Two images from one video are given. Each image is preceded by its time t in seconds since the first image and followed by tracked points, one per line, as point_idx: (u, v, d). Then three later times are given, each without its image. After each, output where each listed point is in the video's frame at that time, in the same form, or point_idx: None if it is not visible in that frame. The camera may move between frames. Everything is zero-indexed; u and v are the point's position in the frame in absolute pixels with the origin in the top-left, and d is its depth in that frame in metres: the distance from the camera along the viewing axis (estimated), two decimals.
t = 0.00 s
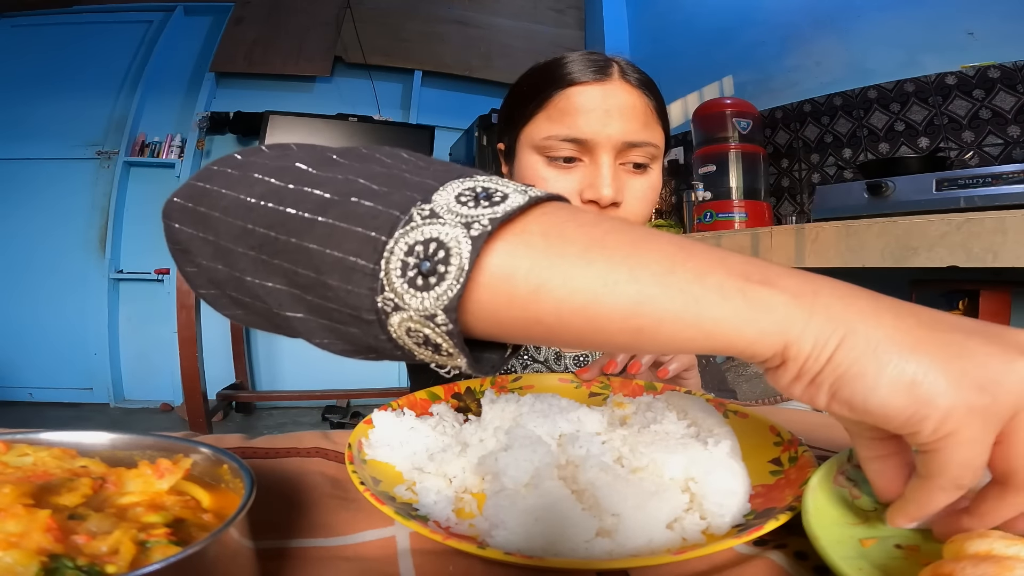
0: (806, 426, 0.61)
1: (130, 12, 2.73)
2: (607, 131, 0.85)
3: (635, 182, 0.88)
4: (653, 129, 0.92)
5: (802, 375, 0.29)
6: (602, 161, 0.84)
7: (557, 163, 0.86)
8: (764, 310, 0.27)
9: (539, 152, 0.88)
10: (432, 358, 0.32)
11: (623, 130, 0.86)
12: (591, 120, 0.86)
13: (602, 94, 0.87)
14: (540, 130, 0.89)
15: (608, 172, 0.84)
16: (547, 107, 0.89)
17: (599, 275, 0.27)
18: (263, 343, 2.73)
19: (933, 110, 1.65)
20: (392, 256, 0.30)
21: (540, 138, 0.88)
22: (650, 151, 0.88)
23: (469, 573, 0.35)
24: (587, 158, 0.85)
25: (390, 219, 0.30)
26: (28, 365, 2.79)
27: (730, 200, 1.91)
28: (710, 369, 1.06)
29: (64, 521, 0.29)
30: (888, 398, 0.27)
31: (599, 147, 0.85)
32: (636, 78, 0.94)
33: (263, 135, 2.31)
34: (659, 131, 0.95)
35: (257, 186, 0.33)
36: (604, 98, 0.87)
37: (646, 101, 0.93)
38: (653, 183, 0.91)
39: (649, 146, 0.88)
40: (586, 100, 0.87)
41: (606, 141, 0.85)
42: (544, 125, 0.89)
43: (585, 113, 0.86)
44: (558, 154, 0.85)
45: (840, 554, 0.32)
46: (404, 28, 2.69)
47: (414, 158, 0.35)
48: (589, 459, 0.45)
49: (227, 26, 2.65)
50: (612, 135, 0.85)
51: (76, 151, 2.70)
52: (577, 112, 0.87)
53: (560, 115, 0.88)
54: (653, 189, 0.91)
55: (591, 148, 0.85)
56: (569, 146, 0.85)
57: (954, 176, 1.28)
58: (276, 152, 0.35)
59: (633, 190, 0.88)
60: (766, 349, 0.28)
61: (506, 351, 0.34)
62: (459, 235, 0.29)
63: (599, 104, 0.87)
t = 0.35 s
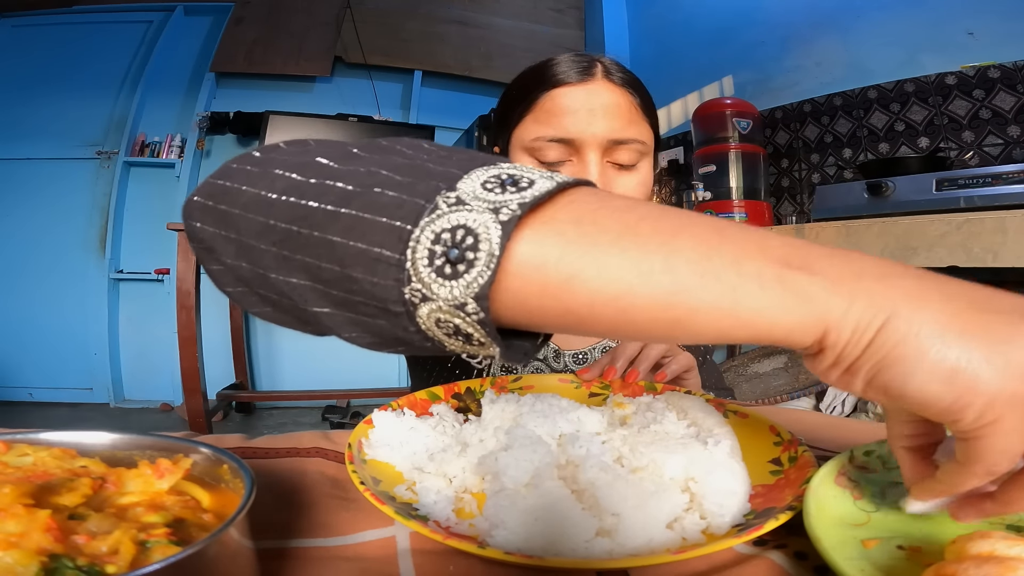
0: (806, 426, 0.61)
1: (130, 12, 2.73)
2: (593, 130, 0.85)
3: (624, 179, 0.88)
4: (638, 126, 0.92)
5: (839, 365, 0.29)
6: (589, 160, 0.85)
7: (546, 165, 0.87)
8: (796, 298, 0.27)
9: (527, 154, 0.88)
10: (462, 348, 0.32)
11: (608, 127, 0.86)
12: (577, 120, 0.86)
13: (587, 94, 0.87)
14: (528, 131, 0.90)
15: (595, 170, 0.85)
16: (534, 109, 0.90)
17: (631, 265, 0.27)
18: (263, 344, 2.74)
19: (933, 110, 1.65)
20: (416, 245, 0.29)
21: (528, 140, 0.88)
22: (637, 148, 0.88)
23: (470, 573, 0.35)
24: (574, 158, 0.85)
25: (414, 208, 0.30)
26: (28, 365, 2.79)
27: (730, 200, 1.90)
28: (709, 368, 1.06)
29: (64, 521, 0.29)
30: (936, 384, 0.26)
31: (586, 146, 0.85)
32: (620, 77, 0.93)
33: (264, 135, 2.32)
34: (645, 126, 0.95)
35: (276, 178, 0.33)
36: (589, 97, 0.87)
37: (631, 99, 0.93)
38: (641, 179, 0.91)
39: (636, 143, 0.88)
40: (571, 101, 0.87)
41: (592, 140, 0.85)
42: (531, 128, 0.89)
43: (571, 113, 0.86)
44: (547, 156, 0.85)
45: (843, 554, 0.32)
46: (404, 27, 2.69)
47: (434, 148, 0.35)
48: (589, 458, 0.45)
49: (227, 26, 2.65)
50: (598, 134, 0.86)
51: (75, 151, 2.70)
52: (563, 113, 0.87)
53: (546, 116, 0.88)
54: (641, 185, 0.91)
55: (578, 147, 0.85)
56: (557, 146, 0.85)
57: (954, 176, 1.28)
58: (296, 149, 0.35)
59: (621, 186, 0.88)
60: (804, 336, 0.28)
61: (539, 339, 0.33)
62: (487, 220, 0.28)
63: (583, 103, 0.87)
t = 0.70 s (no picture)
0: (805, 427, 0.61)
1: (130, 12, 2.73)
2: (606, 128, 0.82)
3: (636, 182, 0.85)
4: (653, 132, 0.91)
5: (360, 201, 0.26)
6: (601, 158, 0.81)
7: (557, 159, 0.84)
8: (368, 150, 0.29)
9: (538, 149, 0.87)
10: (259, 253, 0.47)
11: (623, 128, 0.84)
12: (591, 117, 0.84)
13: (601, 95, 0.87)
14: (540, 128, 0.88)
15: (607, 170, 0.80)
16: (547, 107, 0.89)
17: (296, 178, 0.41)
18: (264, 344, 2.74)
19: (934, 110, 1.65)
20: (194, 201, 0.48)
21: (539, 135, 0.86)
22: (652, 151, 0.85)
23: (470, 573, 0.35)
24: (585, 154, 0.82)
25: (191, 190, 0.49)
26: (28, 365, 2.79)
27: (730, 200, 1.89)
28: (717, 369, 1.05)
29: (64, 521, 0.29)
30: (400, 186, 0.23)
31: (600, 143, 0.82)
32: (638, 82, 0.93)
33: (265, 135, 2.32)
34: (660, 134, 0.93)
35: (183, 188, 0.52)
36: (603, 98, 0.87)
37: (646, 105, 0.92)
38: (654, 185, 0.88)
39: (651, 145, 0.84)
40: (586, 100, 0.86)
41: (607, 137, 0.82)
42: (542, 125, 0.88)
43: (585, 111, 0.85)
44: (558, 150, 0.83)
45: (844, 552, 0.32)
46: (403, 28, 2.69)
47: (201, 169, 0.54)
48: (589, 458, 0.45)
49: (227, 26, 2.65)
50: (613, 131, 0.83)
51: (75, 151, 2.70)
52: (576, 110, 0.86)
53: (558, 113, 0.87)
54: (653, 191, 0.88)
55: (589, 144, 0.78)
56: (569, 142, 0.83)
57: (954, 176, 1.29)
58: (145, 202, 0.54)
59: (632, 190, 0.85)
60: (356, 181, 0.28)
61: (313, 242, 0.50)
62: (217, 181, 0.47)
63: (598, 103, 0.86)
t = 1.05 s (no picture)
0: (805, 428, 0.61)
1: (130, 12, 2.73)
2: (578, 128, 0.80)
3: (612, 184, 0.83)
4: (635, 127, 0.86)
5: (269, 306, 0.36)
6: (572, 161, 0.80)
7: (532, 164, 0.84)
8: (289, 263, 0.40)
9: (516, 153, 0.86)
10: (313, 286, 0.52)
11: (597, 129, 0.81)
12: (564, 119, 0.82)
13: (575, 94, 0.84)
14: (517, 131, 0.88)
15: (577, 173, 0.80)
16: (525, 109, 0.88)
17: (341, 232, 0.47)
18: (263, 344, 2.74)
19: (933, 110, 1.64)
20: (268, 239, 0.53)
21: (516, 138, 0.86)
22: (629, 151, 0.81)
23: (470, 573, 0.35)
24: (557, 159, 0.81)
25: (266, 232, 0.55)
26: (28, 365, 2.78)
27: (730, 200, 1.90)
28: (716, 370, 1.07)
29: (64, 521, 0.29)
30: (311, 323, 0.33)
31: (571, 146, 0.81)
32: (619, 73, 0.88)
33: (265, 135, 2.32)
34: (646, 128, 0.88)
35: (214, 258, 0.52)
36: (578, 97, 0.84)
37: (628, 99, 0.87)
38: (636, 185, 0.85)
39: (627, 145, 0.81)
40: (560, 101, 0.84)
41: (578, 140, 0.80)
42: (521, 127, 0.88)
43: (558, 113, 0.83)
44: (531, 155, 0.83)
45: (845, 553, 0.32)
46: (403, 28, 2.69)
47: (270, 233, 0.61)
48: (588, 458, 0.45)
49: (227, 26, 2.65)
50: (585, 133, 0.80)
51: (75, 151, 2.70)
52: (551, 111, 0.84)
53: (534, 115, 0.86)
54: (636, 191, 0.85)
55: (563, 147, 0.81)
56: (542, 146, 0.82)
57: (954, 176, 1.29)
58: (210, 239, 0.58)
59: (608, 192, 0.83)
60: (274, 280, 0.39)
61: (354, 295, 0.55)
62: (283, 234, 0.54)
63: (572, 103, 0.83)
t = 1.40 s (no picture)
0: (805, 428, 0.61)
1: (130, 12, 2.72)
2: (571, 125, 0.81)
3: (608, 178, 0.83)
4: (629, 122, 0.86)
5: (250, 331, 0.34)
6: (567, 158, 0.81)
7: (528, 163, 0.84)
8: (271, 278, 0.38)
9: (511, 152, 0.87)
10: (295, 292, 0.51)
11: (591, 124, 0.81)
12: (556, 117, 0.83)
13: (566, 91, 0.84)
14: (511, 131, 0.88)
15: (572, 169, 0.80)
16: (517, 109, 0.88)
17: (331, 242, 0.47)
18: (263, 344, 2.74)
19: (933, 110, 1.64)
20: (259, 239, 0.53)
21: (510, 139, 0.86)
22: (624, 145, 0.82)
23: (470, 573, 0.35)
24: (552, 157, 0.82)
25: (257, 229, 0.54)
26: (27, 365, 2.78)
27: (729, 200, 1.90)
28: (717, 370, 1.07)
29: (64, 521, 0.29)
30: (278, 358, 0.31)
31: (564, 144, 0.81)
32: (609, 69, 0.88)
33: (265, 135, 2.33)
34: (639, 122, 0.88)
35: (200, 251, 0.52)
36: (569, 95, 0.84)
37: (618, 94, 0.87)
38: (632, 180, 0.85)
39: (620, 140, 0.81)
40: (551, 99, 0.84)
41: (571, 137, 0.81)
42: (514, 127, 0.88)
43: (550, 111, 0.83)
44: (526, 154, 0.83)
45: (845, 553, 0.32)
46: (403, 28, 2.69)
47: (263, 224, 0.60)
48: (588, 458, 0.45)
49: (227, 25, 2.65)
50: (579, 129, 0.81)
51: (74, 151, 2.71)
52: (542, 110, 0.84)
53: (526, 115, 0.86)
54: (633, 186, 0.85)
55: (557, 145, 0.82)
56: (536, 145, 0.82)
57: (954, 176, 1.29)
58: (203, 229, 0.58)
59: (604, 187, 0.83)
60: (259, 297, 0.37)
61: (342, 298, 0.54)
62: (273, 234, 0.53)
63: (563, 100, 0.84)
